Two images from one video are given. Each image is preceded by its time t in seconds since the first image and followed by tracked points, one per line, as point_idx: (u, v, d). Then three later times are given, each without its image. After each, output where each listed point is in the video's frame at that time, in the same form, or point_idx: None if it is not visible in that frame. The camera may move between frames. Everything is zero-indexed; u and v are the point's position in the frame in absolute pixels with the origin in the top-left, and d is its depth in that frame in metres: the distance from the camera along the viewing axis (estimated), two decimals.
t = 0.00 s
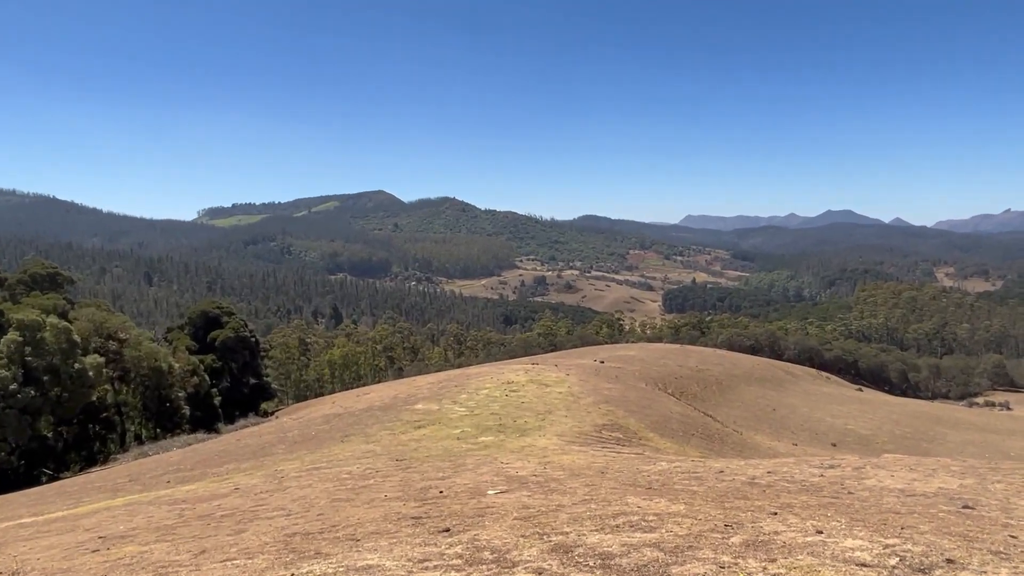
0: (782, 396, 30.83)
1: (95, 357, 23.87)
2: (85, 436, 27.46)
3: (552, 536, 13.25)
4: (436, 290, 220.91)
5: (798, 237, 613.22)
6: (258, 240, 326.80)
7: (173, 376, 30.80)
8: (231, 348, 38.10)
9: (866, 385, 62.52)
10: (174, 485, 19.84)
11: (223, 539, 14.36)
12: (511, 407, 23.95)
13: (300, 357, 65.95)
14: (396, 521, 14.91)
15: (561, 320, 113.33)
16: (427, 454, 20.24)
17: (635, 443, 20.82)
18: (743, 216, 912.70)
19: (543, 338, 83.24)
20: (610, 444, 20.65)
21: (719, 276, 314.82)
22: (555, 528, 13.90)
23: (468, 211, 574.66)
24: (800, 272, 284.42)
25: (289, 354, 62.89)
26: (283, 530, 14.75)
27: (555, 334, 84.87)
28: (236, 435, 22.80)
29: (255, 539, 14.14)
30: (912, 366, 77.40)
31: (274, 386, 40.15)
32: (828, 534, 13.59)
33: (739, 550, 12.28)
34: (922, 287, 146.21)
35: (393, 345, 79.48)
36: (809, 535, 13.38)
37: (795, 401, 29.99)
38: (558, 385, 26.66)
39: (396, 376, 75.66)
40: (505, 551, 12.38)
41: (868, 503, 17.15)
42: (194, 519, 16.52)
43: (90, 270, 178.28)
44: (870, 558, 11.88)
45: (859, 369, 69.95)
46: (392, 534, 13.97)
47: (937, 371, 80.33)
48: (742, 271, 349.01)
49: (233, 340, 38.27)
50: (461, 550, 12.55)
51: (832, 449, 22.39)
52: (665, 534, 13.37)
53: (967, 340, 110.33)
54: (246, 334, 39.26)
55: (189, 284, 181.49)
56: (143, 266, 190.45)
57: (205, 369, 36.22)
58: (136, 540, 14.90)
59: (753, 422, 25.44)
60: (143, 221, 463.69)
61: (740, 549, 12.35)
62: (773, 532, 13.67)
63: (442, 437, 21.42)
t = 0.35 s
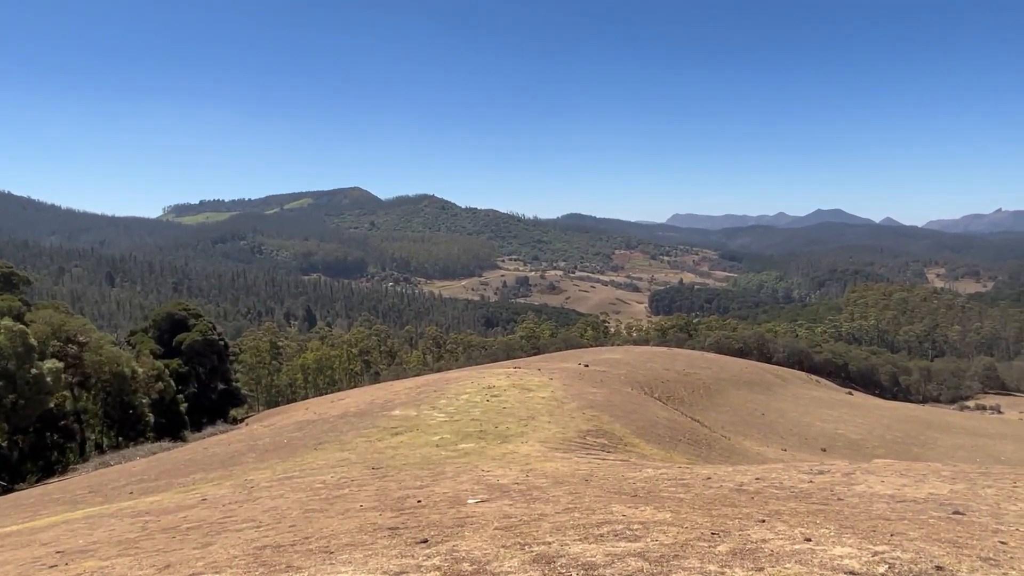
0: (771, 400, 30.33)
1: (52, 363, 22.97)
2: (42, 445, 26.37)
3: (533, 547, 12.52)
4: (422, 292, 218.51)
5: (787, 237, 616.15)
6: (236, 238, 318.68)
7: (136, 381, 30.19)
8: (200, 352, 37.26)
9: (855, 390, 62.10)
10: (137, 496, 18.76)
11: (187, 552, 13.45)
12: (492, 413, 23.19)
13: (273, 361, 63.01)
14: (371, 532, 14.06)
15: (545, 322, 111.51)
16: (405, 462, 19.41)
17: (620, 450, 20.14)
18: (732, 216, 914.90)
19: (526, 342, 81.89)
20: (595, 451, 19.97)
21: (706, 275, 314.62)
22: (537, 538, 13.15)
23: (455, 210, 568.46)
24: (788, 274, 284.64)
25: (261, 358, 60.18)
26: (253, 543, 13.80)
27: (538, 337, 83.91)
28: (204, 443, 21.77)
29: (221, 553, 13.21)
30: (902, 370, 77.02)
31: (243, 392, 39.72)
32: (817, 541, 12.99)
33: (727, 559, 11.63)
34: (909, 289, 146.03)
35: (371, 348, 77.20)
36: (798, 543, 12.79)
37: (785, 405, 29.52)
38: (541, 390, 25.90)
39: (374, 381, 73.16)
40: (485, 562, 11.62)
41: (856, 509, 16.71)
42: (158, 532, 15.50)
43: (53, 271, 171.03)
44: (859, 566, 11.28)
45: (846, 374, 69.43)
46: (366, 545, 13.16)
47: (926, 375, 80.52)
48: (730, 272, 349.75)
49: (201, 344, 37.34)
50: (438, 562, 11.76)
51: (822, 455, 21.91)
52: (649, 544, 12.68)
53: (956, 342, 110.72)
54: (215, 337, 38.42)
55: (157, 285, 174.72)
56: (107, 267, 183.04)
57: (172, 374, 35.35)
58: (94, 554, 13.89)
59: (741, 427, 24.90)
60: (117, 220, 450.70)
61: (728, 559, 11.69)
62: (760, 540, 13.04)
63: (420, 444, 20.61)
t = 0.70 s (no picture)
0: (748, 401, 30.58)
1: (18, 366, 22.40)
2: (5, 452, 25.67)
3: (509, 550, 12.35)
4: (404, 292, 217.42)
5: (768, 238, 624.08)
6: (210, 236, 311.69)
7: (103, 385, 30.29)
8: (168, 355, 36.85)
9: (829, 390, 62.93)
10: (104, 503, 18.25)
11: (155, 561, 13.04)
12: (469, 415, 23.01)
13: (245, 364, 62.18)
14: (346, 537, 13.79)
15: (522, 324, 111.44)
16: (381, 466, 19.14)
17: (597, 452, 20.07)
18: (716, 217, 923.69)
19: (503, 343, 81.75)
20: (572, 453, 19.87)
21: (687, 276, 317.31)
22: (513, 542, 12.97)
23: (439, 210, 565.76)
24: (767, 275, 288.50)
25: (232, 361, 59.22)
26: (224, 549, 13.44)
27: (515, 339, 83.91)
28: (174, 448, 21.29)
29: (191, 560, 12.84)
30: (875, 370, 78.05)
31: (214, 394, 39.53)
32: (790, 541, 13.00)
33: (702, 559, 11.56)
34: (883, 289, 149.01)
35: (347, 350, 77.55)
36: (773, 543, 12.78)
37: (761, 406, 29.74)
38: (518, 392, 25.79)
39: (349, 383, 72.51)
40: (460, 566, 11.43)
41: (832, 508, 16.80)
42: (125, 539, 15.03)
43: (17, 271, 165.54)
44: (831, 564, 11.29)
45: (821, 374, 70.14)
46: (341, 551, 12.87)
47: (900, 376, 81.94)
48: (711, 273, 353.33)
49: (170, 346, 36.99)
50: (413, 567, 11.53)
51: (798, 455, 22.08)
52: (626, 545, 12.59)
53: (929, 342, 111.66)
54: (184, 339, 38.13)
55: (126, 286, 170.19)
56: (72, 267, 177.16)
57: (140, 377, 34.86)
58: (58, 563, 13.41)
59: (718, 428, 25.01)
60: (89, 217, 437.32)
61: (702, 560, 11.63)
62: (735, 540, 13.02)
63: (396, 447, 20.35)
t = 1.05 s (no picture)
0: (726, 405, 30.37)
1: None
2: None
3: (480, 559, 11.79)
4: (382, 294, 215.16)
5: (749, 238, 630.91)
6: (170, 235, 300.90)
7: (56, 392, 29.48)
8: (124, 360, 35.64)
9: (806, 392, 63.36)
10: (53, 516, 17.24)
11: None
12: (441, 421, 22.38)
13: (207, 369, 59.35)
14: (312, 548, 13.09)
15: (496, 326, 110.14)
16: (349, 474, 18.43)
17: (573, 458, 19.56)
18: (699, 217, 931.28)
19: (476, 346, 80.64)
20: (547, 459, 19.35)
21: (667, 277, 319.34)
22: (484, 551, 12.39)
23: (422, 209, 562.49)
24: (746, 275, 291.65)
25: (193, 365, 56.52)
26: (182, 564, 12.65)
27: (488, 342, 83.01)
28: (130, 458, 20.33)
29: None
30: (854, 372, 78.82)
31: (173, 401, 38.45)
32: (767, 547, 12.60)
33: (677, 567, 11.09)
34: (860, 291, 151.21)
35: (314, 355, 75.59)
36: (749, 549, 12.37)
37: (739, 410, 29.51)
38: (491, 397, 25.21)
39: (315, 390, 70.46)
40: None
41: (810, 513, 16.52)
42: (77, 554, 14.09)
43: None
44: (809, 570, 10.90)
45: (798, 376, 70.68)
46: (306, 563, 12.18)
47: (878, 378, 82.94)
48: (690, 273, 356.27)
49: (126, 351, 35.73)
50: None
51: (775, 459, 21.85)
52: (600, 553, 12.09)
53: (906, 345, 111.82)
54: (142, 343, 36.94)
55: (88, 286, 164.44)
56: (21, 266, 168.11)
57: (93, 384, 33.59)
58: None
59: (695, 432, 24.72)
60: (51, 215, 420.43)
61: (678, 567, 11.17)
62: (711, 546, 12.58)
63: (365, 455, 19.67)
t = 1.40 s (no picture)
0: (718, 421, 28.40)
1: None
2: None
3: None
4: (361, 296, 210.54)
5: (736, 238, 631.58)
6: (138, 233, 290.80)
7: None
8: (28, 374, 33.09)
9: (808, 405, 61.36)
10: None
11: None
12: (399, 442, 20.06)
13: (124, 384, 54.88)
14: None
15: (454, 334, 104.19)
16: (292, 503, 16.04)
17: (549, 484, 17.33)
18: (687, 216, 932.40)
19: (437, 356, 77.06)
20: (519, 484, 17.10)
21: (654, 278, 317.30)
22: None
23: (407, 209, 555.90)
24: (738, 277, 289.90)
25: (109, 378, 51.96)
26: None
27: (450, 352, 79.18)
28: (33, 487, 17.83)
29: None
30: (861, 385, 77.35)
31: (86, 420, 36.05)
32: None
33: None
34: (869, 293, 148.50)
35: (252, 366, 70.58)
36: None
37: (733, 427, 27.52)
38: (457, 414, 22.94)
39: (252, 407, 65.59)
40: None
41: (814, 542, 14.46)
42: None
43: None
44: None
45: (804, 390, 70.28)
46: None
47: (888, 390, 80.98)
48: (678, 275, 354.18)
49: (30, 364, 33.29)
50: None
51: (771, 482, 19.95)
52: None
53: (920, 353, 113.63)
54: (49, 354, 34.59)
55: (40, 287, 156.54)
56: None
57: None
58: None
59: (682, 452, 22.72)
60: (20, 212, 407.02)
61: None
62: None
63: (309, 481, 17.31)
